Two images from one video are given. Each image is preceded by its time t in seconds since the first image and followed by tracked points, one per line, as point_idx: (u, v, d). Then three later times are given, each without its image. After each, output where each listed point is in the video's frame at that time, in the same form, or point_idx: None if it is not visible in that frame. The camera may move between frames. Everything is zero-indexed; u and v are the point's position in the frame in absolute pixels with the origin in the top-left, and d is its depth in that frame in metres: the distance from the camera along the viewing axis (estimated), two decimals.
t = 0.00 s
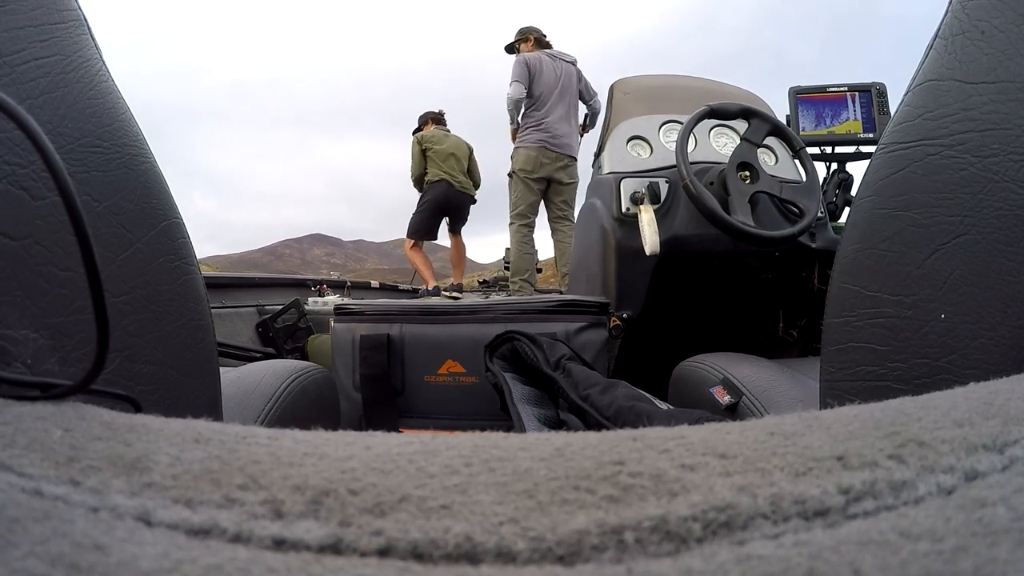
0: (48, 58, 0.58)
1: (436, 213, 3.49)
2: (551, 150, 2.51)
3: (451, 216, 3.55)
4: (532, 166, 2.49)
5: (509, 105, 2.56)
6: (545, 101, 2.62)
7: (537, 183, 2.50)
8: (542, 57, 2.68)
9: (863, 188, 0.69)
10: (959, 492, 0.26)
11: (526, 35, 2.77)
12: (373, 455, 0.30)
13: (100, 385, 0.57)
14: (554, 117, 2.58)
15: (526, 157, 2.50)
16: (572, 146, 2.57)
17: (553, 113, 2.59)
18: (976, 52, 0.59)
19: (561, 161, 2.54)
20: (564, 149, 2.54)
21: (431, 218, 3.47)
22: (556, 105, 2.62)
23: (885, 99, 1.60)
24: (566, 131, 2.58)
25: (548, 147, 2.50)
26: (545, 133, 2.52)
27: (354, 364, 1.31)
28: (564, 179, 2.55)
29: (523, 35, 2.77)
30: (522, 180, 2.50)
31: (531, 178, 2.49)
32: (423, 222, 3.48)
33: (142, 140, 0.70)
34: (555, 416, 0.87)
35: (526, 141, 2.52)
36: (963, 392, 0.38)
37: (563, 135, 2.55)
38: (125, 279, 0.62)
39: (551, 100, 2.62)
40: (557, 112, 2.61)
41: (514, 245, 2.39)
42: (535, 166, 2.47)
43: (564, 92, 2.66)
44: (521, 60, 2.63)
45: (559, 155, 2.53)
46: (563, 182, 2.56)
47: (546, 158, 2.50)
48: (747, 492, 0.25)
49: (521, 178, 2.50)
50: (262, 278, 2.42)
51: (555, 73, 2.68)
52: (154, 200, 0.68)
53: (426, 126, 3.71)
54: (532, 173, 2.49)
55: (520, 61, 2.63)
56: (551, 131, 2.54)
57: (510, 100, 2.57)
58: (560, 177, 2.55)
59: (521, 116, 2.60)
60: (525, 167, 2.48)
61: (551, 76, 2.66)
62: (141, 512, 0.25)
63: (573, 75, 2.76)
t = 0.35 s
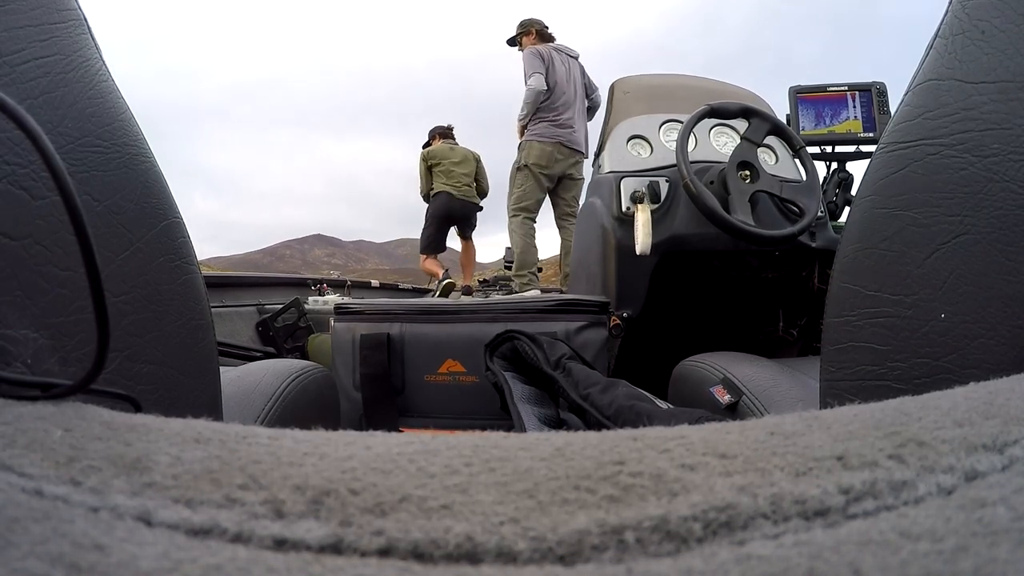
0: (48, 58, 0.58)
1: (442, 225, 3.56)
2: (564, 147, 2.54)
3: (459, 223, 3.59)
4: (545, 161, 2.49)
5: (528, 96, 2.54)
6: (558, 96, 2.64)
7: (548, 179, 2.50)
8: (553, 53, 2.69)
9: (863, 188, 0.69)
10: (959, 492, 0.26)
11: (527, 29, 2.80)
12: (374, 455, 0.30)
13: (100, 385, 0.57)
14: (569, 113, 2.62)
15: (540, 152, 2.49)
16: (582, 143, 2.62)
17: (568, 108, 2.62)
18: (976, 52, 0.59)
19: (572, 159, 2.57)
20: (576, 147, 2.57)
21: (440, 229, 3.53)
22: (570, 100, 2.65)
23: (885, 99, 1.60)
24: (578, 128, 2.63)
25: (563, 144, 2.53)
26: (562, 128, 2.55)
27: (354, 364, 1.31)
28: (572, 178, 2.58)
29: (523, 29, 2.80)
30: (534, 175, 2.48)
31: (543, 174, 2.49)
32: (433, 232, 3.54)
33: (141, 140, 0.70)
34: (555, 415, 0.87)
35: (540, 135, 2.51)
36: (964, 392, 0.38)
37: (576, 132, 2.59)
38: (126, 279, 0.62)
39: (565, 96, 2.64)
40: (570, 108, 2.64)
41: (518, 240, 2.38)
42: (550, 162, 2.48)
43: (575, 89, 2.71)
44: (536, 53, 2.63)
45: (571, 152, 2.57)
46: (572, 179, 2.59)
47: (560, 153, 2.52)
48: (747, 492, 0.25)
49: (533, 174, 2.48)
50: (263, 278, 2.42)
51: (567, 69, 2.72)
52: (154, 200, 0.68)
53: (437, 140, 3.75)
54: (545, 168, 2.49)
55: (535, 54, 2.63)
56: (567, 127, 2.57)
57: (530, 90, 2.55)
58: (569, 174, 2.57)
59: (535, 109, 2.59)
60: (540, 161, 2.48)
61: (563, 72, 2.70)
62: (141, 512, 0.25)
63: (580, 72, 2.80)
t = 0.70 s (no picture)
0: (53, 61, 0.58)
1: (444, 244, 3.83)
2: (549, 146, 2.53)
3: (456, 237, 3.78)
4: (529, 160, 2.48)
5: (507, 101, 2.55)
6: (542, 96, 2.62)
7: (535, 176, 2.50)
8: (537, 50, 2.68)
9: (863, 188, 0.69)
10: (959, 492, 0.26)
11: (516, 28, 2.80)
12: (373, 455, 0.30)
13: (101, 385, 0.57)
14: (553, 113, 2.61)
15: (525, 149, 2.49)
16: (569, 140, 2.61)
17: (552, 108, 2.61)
18: (976, 52, 0.59)
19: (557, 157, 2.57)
20: (561, 145, 2.57)
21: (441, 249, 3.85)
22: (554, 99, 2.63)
23: (885, 99, 1.60)
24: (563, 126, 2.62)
25: (546, 143, 2.52)
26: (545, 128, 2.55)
27: (353, 364, 1.31)
28: (560, 175, 2.59)
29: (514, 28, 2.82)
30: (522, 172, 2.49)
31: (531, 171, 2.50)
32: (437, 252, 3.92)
33: (145, 143, 0.69)
34: (556, 415, 0.87)
35: (524, 134, 2.51)
36: (963, 392, 0.38)
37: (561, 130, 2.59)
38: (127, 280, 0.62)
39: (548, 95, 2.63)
40: (554, 106, 2.62)
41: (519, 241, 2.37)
42: (536, 159, 2.47)
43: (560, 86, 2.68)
44: (518, 54, 2.61)
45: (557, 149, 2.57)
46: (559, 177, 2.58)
47: (544, 152, 2.52)
48: (746, 492, 0.25)
49: (519, 172, 2.49)
50: (263, 279, 2.42)
51: (550, 66, 2.68)
52: (156, 203, 0.68)
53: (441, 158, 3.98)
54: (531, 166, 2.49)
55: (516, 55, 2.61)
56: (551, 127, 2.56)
57: (509, 94, 2.55)
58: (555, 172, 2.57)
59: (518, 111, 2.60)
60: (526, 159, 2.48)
61: (547, 71, 2.67)
62: (140, 513, 0.25)
63: (566, 66, 2.77)
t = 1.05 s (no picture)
0: (49, 60, 0.58)
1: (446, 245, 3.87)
2: (548, 144, 2.54)
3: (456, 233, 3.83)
4: (527, 159, 2.49)
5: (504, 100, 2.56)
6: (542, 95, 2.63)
7: (535, 176, 2.50)
8: (534, 49, 2.68)
9: (863, 188, 0.69)
10: (958, 492, 0.26)
11: (509, 29, 2.79)
12: (373, 455, 0.30)
13: (100, 386, 0.57)
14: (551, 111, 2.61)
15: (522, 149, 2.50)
16: (568, 138, 2.61)
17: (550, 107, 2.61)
18: (976, 52, 0.59)
19: (557, 155, 2.57)
20: (561, 144, 2.57)
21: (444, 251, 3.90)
22: (551, 97, 2.63)
23: (885, 99, 1.60)
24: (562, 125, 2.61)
25: (545, 142, 2.53)
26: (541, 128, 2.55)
27: (354, 364, 1.31)
28: (559, 173, 2.58)
29: (507, 30, 2.81)
30: (520, 172, 2.49)
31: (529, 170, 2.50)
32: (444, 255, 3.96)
33: (142, 141, 0.69)
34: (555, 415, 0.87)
35: (521, 134, 2.51)
36: (963, 392, 0.38)
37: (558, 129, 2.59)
38: (126, 280, 0.62)
39: (546, 94, 2.63)
40: (553, 104, 2.63)
41: (519, 241, 2.37)
42: (534, 158, 2.48)
43: (557, 85, 2.68)
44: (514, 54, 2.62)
45: (556, 148, 2.57)
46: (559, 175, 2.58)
47: (543, 151, 2.52)
48: (745, 493, 0.25)
49: (517, 172, 2.49)
50: (263, 278, 2.42)
51: (547, 66, 2.69)
52: (155, 201, 0.68)
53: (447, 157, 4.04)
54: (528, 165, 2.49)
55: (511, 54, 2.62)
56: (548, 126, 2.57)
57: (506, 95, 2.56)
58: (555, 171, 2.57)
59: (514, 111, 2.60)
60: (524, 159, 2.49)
61: (544, 70, 2.68)
62: (140, 512, 0.25)
63: (564, 65, 2.78)
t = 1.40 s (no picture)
0: (48, 59, 0.58)
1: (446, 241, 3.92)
2: (553, 144, 2.57)
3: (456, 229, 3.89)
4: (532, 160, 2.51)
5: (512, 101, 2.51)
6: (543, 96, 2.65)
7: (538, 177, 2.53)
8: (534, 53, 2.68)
9: (863, 188, 0.69)
10: (958, 492, 0.26)
11: (498, 35, 2.80)
12: (372, 455, 0.30)
13: (100, 385, 0.57)
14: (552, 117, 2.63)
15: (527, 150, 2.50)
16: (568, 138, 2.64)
17: (552, 112, 2.63)
18: (976, 52, 0.59)
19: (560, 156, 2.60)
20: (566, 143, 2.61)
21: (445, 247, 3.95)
22: (552, 97, 2.67)
23: (885, 99, 1.60)
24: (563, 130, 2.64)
25: (551, 142, 2.56)
26: (544, 132, 2.58)
27: (353, 364, 1.31)
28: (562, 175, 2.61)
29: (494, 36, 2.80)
30: (522, 172, 2.49)
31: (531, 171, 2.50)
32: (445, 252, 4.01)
33: (142, 141, 0.69)
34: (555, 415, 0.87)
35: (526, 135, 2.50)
36: (963, 392, 0.37)
37: (560, 131, 2.63)
38: (126, 279, 0.62)
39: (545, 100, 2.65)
40: (555, 105, 2.67)
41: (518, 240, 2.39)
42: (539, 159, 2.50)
43: (555, 86, 2.73)
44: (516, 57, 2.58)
45: (558, 149, 2.60)
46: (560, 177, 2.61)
47: (548, 151, 2.54)
48: (745, 493, 0.25)
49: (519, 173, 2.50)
50: (263, 279, 2.43)
51: (545, 71, 2.69)
52: (155, 200, 0.68)
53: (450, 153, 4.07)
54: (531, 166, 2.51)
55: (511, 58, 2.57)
56: (551, 129, 2.59)
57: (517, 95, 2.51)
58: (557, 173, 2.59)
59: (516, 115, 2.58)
60: (530, 160, 2.50)
61: (542, 75, 2.68)
62: (140, 512, 0.25)
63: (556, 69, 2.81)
